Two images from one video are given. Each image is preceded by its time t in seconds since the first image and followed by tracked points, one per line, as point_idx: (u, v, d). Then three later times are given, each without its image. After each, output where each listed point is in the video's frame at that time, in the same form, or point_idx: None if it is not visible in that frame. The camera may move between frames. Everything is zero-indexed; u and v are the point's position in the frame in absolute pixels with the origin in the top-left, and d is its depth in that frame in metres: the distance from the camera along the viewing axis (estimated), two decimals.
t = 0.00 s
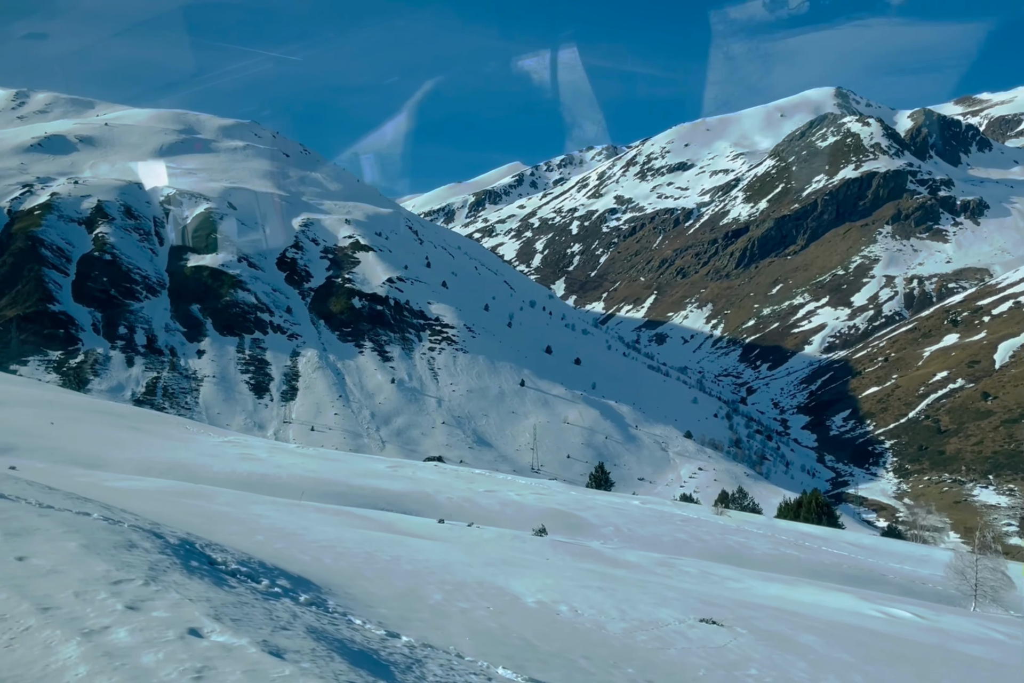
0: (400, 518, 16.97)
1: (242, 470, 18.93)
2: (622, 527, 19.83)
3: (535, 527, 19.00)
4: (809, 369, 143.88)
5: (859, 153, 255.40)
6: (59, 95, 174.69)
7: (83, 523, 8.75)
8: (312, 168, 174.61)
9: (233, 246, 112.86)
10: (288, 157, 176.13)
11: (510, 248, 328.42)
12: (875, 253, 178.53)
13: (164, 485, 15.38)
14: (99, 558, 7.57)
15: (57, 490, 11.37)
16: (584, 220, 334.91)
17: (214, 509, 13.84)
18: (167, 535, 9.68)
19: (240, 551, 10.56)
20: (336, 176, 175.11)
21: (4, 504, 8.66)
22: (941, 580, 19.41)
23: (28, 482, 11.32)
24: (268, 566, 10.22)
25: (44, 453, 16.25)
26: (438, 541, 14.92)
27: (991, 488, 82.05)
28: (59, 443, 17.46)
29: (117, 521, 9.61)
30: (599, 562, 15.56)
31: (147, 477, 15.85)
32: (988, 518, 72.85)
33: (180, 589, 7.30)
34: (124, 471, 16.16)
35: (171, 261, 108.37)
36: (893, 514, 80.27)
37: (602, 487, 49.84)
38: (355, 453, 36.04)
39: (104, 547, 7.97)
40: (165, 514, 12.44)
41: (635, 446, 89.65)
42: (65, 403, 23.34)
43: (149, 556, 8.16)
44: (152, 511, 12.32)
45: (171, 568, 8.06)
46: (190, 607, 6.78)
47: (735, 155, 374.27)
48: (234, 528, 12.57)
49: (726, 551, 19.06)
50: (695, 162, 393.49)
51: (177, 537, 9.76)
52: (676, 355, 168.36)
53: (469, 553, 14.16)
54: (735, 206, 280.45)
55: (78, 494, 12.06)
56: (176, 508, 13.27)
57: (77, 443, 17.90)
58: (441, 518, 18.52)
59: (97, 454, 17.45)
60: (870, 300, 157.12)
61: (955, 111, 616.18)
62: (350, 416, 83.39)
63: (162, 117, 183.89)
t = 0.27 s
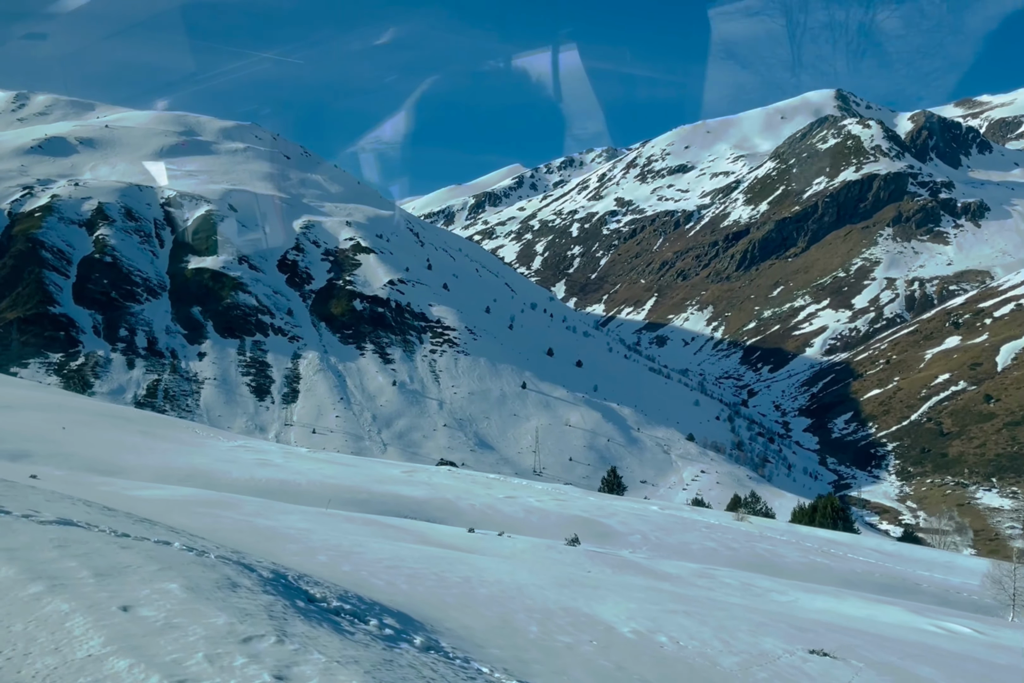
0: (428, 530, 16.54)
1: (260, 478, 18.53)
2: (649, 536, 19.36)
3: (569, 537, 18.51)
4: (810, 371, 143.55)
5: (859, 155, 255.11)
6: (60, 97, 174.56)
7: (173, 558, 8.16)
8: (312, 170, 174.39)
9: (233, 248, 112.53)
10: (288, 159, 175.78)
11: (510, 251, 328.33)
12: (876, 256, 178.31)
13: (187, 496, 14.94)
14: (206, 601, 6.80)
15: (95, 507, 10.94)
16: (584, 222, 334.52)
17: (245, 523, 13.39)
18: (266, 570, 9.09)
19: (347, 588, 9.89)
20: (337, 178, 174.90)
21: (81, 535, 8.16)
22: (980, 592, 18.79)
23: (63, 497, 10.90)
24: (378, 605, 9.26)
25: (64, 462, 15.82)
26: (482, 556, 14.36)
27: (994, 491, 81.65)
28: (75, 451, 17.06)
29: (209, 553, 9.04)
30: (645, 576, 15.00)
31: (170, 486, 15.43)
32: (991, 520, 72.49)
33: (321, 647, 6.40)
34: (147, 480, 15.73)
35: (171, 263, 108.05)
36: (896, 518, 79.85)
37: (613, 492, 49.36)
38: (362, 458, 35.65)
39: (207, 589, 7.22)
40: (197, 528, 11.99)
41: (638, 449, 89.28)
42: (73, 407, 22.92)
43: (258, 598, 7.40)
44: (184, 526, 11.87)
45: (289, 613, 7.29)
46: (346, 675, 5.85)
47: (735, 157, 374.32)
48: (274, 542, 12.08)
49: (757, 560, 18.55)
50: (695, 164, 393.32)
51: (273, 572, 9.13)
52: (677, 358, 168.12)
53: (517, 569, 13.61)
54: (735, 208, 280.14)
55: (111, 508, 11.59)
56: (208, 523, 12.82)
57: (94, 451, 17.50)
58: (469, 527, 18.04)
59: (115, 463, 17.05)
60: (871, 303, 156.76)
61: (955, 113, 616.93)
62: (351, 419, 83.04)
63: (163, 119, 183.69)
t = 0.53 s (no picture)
0: (463, 539, 16.18)
1: (282, 483, 18.26)
2: (681, 543, 18.94)
3: (607, 546, 18.04)
4: (812, 373, 143.32)
5: (860, 157, 254.86)
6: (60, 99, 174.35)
7: (295, 604, 7.55)
8: (313, 172, 174.14)
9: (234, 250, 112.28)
10: (289, 161, 175.54)
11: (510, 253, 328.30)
12: (877, 257, 178.08)
13: (220, 506, 14.67)
14: (361, 667, 5.97)
15: (159, 527, 10.80)
16: (585, 225, 334.40)
17: (285, 535, 13.08)
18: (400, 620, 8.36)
19: (454, 623, 9.24)
20: (338, 180, 174.68)
21: (183, 575, 7.67)
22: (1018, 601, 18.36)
23: (129, 519, 10.83)
24: (505, 649, 8.51)
25: (87, 471, 15.61)
26: (529, 569, 13.96)
27: (998, 494, 81.27)
28: (100, 459, 16.90)
29: (324, 597, 8.48)
30: (697, 590, 14.48)
31: (200, 496, 15.21)
32: (995, 523, 72.12)
33: None
34: (175, 490, 15.53)
35: (172, 265, 107.76)
36: (899, 520, 79.26)
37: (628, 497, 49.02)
38: (372, 462, 35.42)
39: (353, 647, 6.47)
40: (238, 546, 11.61)
41: (640, 451, 88.92)
42: (86, 412, 22.75)
43: (407, 653, 6.75)
44: (231, 544, 11.44)
45: (444, 671, 6.57)
46: None
47: (736, 159, 374.22)
48: (320, 556, 11.76)
49: (791, 570, 18.15)
50: (696, 166, 392.99)
51: (395, 614, 8.40)
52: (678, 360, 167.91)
53: (572, 584, 13.14)
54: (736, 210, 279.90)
55: (156, 523, 11.36)
56: (246, 536, 12.50)
57: (117, 459, 17.29)
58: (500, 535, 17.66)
59: (139, 472, 16.83)
60: (872, 304, 156.42)
61: (956, 116, 616.87)
62: (353, 421, 82.71)
63: (163, 121, 183.49)
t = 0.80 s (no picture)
0: (501, 550, 15.98)
1: (303, 489, 18.08)
2: (712, 551, 18.67)
3: (645, 557, 17.78)
4: (813, 375, 143.08)
5: (862, 158, 254.48)
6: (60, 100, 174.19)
7: (467, 667, 7.33)
8: (315, 173, 173.93)
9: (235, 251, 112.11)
10: (291, 163, 175.36)
11: (511, 254, 327.90)
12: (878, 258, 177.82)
13: (251, 518, 14.50)
14: None
15: (228, 554, 10.70)
16: (585, 226, 333.92)
17: (329, 551, 12.89)
18: None
19: (578, 668, 8.86)
20: (339, 182, 174.47)
21: (336, 633, 7.50)
22: None
23: (199, 545, 10.80)
24: None
25: (113, 482, 15.46)
26: (575, 585, 13.72)
27: (1002, 495, 80.81)
28: (123, 469, 16.76)
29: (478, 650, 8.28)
30: (748, 605, 14.22)
31: (229, 507, 15.07)
32: (999, 525, 71.75)
33: None
34: (201, 500, 15.38)
35: (174, 267, 107.59)
36: (903, 521, 78.84)
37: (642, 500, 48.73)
38: (381, 465, 35.22)
39: None
40: (285, 562, 11.45)
41: (643, 453, 88.64)
42: (97, 416, 22.60)
43: None
44: (291, 564, 11.24)
45: None
46: None
47: (737, 161, 374.04)
48: (372, 578, 11.56)
49: (824, 577, 17.95)
50: (697, 168, 392.67)
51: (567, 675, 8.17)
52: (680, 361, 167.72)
53: (628, 603, 12.87)
54: (738, 211, 279.51)
55: (202, 543, 11.21)
56: (291, 553, 12.31)
57: (140, 467, 17.14)
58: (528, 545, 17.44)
59: (161, 480, 16.70)
60: (874, 306, 156.08)
61: (958, 117, 615.95)
62: (355, 424, 82.49)
63: (164, 123, 183.30)
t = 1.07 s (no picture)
0: (543, 561, 15.65)
1: (327, 497, 17.78)
2: (747, 560, 18.33)
3: (687, 567, 17.42)
4: (816, 376, 142.86)
5: (863, 160, 254.25)
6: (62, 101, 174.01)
7: None
8: (317, 174, 173.79)
9: (237, 252, 111.92)
10: (292, 164, 175.11)
11: (513, 256, 328.01)
12: (880, 260, 177.68)
13: (288, 531, 14.19)
14: None
15: (304, 579, 10.41)
16: (586, 227, 333.55)
17: (379, 567, 12.58)
18: None
19: None
20: (341, 183, 174.32)
21: None
22: None
23: (273, 570, 10.57)
24: None
25: (141, 494, 15.16)
26: (630, 601, 13.36)
27: (1006, 498, 80.63)
28: (148, 480, 16.47)
29: None
30: (806, 620, 13.85)
31: (262, 519, 14.78)
32: (1004, 527, 71.49)
33: None
34: (233, 512, 15.07)
35: (176, 268, 107.35)
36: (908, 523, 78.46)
37: (655, 505, 48.43)
38: (390, 468, 34.93)
39: None
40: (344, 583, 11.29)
41: (646, 455, 88.36)
42: (110, 421, 22.27)
43: None
44: (369, 591, 10.98)
45: None
46: None
47: (738, 163, 374.00)
48: (434, 597, 11.27)
49: (862, 586, 17.69)
50: (698, 170, 392.66)
51: None
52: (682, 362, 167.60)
53: (692, 622, 12.51)
54: (739, 213, 279.37)
55: (255, 563, 10.90)
56: (342, 571, 12.01)
57: (165, 478, 16.83)
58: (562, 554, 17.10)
59: (185, 490, 16.39)
60: (877, 307, 155.91)
61: (958, 119, 616.05)
62: (358, 425, 82.30)
63: (166, 124, 183.11)
